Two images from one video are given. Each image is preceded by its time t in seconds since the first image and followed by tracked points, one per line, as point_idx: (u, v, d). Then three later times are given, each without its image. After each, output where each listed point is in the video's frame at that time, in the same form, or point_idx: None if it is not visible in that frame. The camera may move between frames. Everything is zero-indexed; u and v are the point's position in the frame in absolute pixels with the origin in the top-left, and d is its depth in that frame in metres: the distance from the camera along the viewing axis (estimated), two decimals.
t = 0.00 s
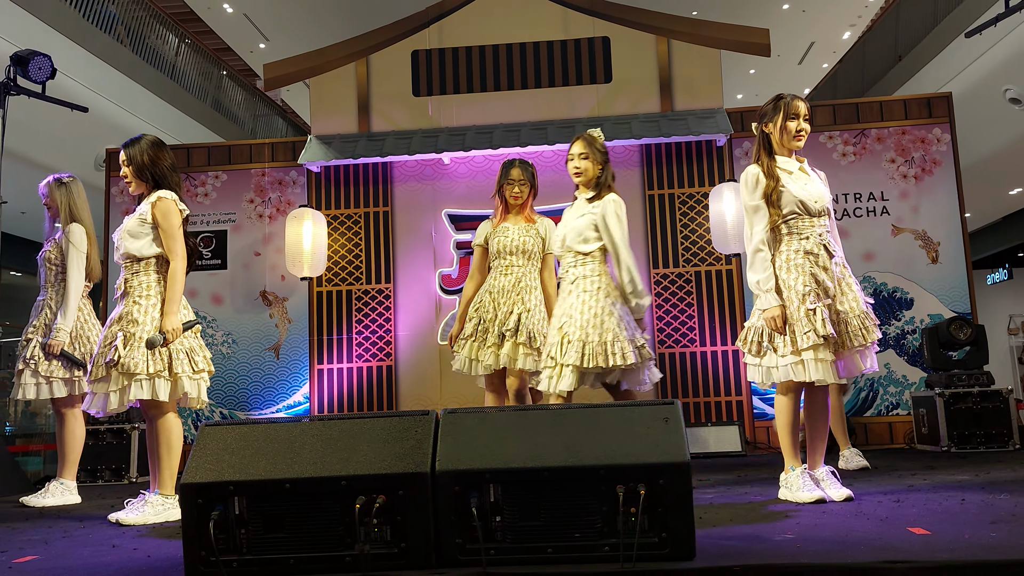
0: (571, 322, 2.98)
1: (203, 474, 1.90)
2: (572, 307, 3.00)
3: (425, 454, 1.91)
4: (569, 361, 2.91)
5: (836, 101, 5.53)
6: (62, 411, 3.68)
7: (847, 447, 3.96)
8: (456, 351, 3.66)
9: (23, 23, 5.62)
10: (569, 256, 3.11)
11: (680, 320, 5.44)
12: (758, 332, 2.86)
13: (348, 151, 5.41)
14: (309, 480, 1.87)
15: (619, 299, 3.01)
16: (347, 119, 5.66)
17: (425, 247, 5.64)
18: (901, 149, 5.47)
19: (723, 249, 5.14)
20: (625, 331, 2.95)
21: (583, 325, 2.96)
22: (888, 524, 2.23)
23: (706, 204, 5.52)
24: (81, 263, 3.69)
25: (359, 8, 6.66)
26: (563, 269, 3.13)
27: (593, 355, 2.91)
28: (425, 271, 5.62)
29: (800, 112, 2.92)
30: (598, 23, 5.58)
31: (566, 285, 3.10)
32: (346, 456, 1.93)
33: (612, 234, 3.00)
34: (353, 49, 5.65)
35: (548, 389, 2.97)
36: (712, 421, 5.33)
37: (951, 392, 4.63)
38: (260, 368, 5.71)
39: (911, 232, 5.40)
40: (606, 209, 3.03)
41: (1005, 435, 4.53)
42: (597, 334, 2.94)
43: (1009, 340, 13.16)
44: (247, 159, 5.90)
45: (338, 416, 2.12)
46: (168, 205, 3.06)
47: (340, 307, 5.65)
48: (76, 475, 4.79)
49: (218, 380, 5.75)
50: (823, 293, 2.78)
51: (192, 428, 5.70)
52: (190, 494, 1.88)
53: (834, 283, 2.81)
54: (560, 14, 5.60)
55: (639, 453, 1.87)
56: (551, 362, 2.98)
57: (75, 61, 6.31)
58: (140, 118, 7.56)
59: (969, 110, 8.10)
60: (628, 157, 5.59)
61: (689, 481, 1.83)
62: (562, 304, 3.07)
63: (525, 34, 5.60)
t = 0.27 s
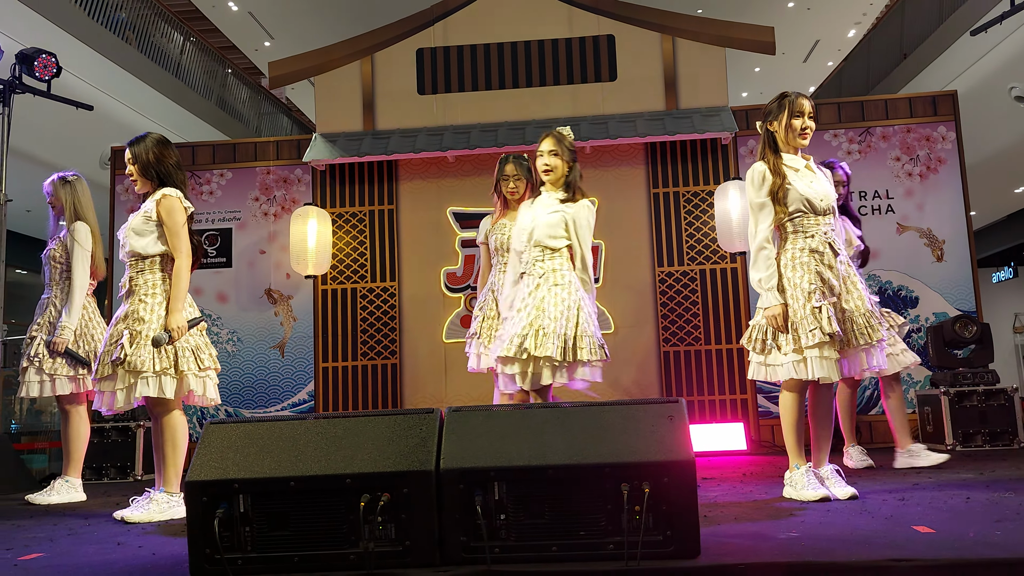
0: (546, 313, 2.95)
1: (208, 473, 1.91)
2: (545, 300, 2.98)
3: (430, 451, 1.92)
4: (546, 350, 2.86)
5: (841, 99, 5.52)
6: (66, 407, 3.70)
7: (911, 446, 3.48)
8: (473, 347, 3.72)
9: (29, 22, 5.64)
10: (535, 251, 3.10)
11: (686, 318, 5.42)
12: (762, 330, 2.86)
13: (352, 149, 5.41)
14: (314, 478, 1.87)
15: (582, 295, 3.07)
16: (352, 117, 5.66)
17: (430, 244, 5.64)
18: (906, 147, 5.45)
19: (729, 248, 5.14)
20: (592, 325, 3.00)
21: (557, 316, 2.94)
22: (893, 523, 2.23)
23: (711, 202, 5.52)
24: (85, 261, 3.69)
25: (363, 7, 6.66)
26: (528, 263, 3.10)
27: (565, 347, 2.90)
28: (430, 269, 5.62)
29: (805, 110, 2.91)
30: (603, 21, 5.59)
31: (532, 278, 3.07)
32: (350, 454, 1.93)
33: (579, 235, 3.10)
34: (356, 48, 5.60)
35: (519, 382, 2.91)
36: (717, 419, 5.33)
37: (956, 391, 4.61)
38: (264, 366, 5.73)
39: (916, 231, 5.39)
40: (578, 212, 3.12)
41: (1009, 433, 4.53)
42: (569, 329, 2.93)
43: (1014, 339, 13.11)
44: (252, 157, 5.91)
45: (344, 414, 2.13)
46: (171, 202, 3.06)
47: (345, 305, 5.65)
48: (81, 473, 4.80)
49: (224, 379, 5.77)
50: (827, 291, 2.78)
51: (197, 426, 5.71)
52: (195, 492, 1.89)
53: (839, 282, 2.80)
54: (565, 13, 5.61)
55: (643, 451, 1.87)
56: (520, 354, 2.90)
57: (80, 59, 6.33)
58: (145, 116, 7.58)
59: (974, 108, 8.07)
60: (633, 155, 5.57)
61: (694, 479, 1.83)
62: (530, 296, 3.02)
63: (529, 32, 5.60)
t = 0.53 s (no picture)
0: (558, 306, 2.94)
1: (212, 471, 1.92)
2: (552, 293, 2.97)
3: (433, 450, 1.92)
4: (572, 342, 2.85)
5: (846, 96, 5.50)
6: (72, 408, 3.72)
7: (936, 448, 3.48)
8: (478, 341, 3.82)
9: (34, 21, 5.66)
10: (532, 243, 3.09)
11: (690, 316, 5.41)
12: (768, 328, 2.84)
13: (357, 148, 5.42)
14: (317, 477, 1.88)
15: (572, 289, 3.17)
16: (356, 116, 5.67)
17: (434, 243, 5.64)
18: (911, 145, 5.44)
19: (734, 246, 5.12)
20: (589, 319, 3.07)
21: (567, 309, 2.95)
22: (897, 521, 2.22)
23: (716, 200, 5.51)
24: (89, 259, 3.71)
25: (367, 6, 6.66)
26: (524, 255, 3.06)
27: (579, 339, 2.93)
28: (434, 267, 5.62)
29: (809, 108, 2.91)
30: (606, 19, 5.58)
31: (532, 270, 3.02)
32: (354, 452, 1.94)
33: (564, 236, 3.22)
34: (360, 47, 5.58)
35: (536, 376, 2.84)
36: (721, 417, 5.32)
37: (961, 389, 4.59)
38: (270, 364, 5.75)
39: (921, 229, 5.37)
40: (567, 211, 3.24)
41: (1015, 431, 4.51)
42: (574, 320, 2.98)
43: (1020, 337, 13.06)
44: (257, 156, 5.93)
45: (347, 413, 2.13)
46: (178, 199, 3.07)
47: (349, 303, 5.66)
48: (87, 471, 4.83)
49: (229, 377, 5.79)
50: (832, 289, 2.77)
51: (202, 424, 5.73)
52: (200, 490, 1.89)
53: (843, 280, 2.80)
54: (569, 12, 5.62)
55: (647, 449, 1.87)
56: (540, 348, 2.86)
57: (86, 58, 6.36)
58: (150, 115, 7.60)
59: (980, 105, 8.04)
60: (637, 153, 5.57)
61: (697, 477, 1.83)
62: (535, 289, 2.98)
63: (533, 29, 5.60)
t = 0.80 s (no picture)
0: (555, 304, 2.99)
1: (211, 470, 1.91)
2: (548, 290, 3.02)
3: (433, 449, 1.92)
4: (573, 342, 2.93)
5: (847, 94, 5.49)
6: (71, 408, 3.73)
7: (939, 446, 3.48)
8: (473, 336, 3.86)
9: (34, 20, 5.66)
10: (526, 238, 3.12)
11: (691, 315, 5.41)
12: (767, 327, 2.83)
13: (357, 147, 5.42)
14: (316, 476, 1.88)
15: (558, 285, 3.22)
16: (356, 114, 5.66)
17: (434, 241, 5.64)
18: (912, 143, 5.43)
19: (735, 245, 5.12)
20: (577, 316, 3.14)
21: (563, 307, 3.02)
22: (897, 519, 2.22)
23: (716, 199, 5.50)
24: (89, 258, 3.71)
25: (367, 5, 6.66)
26: (521, 249, 3.08)
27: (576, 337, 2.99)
28: (435, 266, 5.62)
29: (808, 106, 2.90)
30: (607, 17, 5.58)
31: (528, 265, 3.06)
32: (353, 451, 1.94)
33: (549, 233, 3.27)
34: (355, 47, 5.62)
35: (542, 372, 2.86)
36: (721, 416, 5.31)
37: (962, 387, 4.58)
38: (270, 363, 5.74)
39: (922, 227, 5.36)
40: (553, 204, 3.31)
41: (1016, 429, 4.51)
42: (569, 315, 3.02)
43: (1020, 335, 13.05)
44: (257, 155, 5.92)
45: (347, 412, 2.13)
46: (181, 197, 3.07)
47: (350, 301, 5.66)
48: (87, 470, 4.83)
49: (229, 376, 5.78)
50: (831, 287, 2.77)
51: (202, 423, 5.73)
52: (199, 489, 1.89)
53: (842, 278, 2.79)
54: (569, 10, 5.61)
55: (647, 448, 1.86)
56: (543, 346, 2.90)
57: (86, 56, 6.35)
58: (150, 113, 7.59)
59: (981, 103, 8.03)
60: (638, 151, 5.56)
61: (697, 476, 1.83)
62: (532, 284, 3.01)
63: (533, 28, 5.59)
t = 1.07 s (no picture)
0: (541, 309, 2.98)
1: (210, 471, 1.92)
2: (536, 295, 3.00)
3: (432, 449, 1.92)
4: (556, 349, 2.90)
5: (847, 94, 5.49)
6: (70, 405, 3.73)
7: (974, 447, 3.34)
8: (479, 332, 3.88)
9: (34, 21, 5.66)
10: (515, 243, 3.12)
11: (691, 314, 5.41)
12: (764, 327, 2.84)
13: (356, 147, 5.42)
14: (315, 476, 1.88)
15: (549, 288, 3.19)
16: (356, 115, 5.66)
17: (434, 241, 5.64)
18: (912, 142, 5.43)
19: (735, 244, 5.12)
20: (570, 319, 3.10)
21: (550, 312, 2.99)
22: (897, 519, 2.22)
23: (716, 198, 5.50)
24: (88, 259, 3.71)
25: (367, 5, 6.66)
26: (508, 254, 3.08)
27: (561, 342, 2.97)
28: (434, 266, 5.62)
29: (806, 106, 2.89)
30: (607, 17, 5.57)
31: (515, 270, 3.05)
32: (352, 452, 1.94)
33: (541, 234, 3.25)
34: (355, 47, 5.62)
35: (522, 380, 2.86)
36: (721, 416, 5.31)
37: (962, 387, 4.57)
38: (270, 364, 5.74)
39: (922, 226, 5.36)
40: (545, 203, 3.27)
41: (1017, 429, 4.50)
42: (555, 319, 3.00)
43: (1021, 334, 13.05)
44: (256, 155, 5.92)
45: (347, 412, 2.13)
46: (181, 198, 3.08)
47: (349, 302, 5.66)
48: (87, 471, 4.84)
49: (229, 377, 5.78)
50: (829, 287, 2.77)
51: (202, 423, 5.74)
52: (197, 490, 1.89)
53: (840, 278, 2.79)
54: (569, 9, 5.60)
55: (645, 448, 1.86)
56: (525, 353, 2.88)
57: (86, 57, 6.35)
58: (151, 114, 7.60)
59: (982, 102, 8.02)
60: (638, 151, 5.56)
61: (696, 476, 1.83)
62: (519, 290, 3.00)
63: (532, 28, 5.59)
